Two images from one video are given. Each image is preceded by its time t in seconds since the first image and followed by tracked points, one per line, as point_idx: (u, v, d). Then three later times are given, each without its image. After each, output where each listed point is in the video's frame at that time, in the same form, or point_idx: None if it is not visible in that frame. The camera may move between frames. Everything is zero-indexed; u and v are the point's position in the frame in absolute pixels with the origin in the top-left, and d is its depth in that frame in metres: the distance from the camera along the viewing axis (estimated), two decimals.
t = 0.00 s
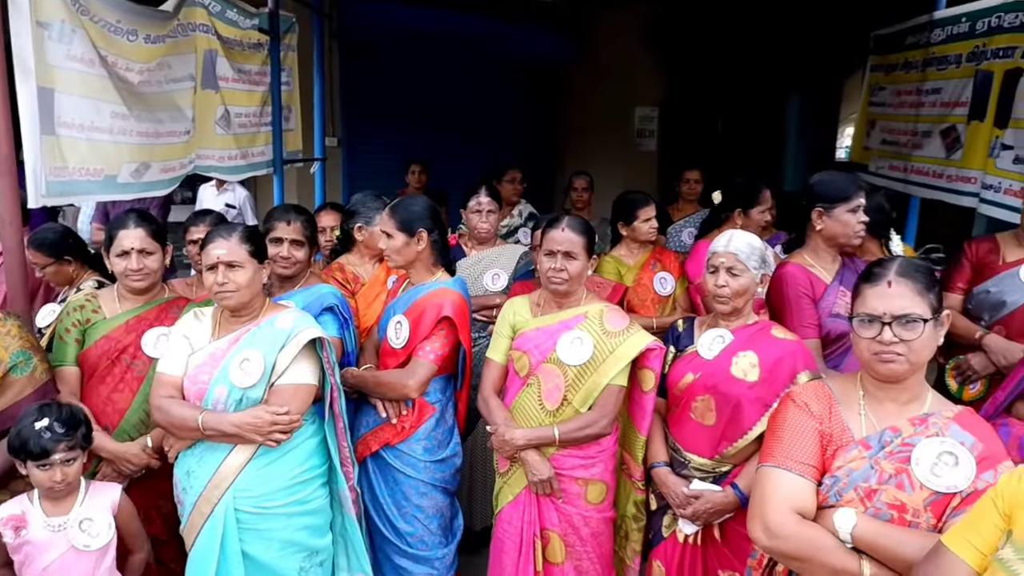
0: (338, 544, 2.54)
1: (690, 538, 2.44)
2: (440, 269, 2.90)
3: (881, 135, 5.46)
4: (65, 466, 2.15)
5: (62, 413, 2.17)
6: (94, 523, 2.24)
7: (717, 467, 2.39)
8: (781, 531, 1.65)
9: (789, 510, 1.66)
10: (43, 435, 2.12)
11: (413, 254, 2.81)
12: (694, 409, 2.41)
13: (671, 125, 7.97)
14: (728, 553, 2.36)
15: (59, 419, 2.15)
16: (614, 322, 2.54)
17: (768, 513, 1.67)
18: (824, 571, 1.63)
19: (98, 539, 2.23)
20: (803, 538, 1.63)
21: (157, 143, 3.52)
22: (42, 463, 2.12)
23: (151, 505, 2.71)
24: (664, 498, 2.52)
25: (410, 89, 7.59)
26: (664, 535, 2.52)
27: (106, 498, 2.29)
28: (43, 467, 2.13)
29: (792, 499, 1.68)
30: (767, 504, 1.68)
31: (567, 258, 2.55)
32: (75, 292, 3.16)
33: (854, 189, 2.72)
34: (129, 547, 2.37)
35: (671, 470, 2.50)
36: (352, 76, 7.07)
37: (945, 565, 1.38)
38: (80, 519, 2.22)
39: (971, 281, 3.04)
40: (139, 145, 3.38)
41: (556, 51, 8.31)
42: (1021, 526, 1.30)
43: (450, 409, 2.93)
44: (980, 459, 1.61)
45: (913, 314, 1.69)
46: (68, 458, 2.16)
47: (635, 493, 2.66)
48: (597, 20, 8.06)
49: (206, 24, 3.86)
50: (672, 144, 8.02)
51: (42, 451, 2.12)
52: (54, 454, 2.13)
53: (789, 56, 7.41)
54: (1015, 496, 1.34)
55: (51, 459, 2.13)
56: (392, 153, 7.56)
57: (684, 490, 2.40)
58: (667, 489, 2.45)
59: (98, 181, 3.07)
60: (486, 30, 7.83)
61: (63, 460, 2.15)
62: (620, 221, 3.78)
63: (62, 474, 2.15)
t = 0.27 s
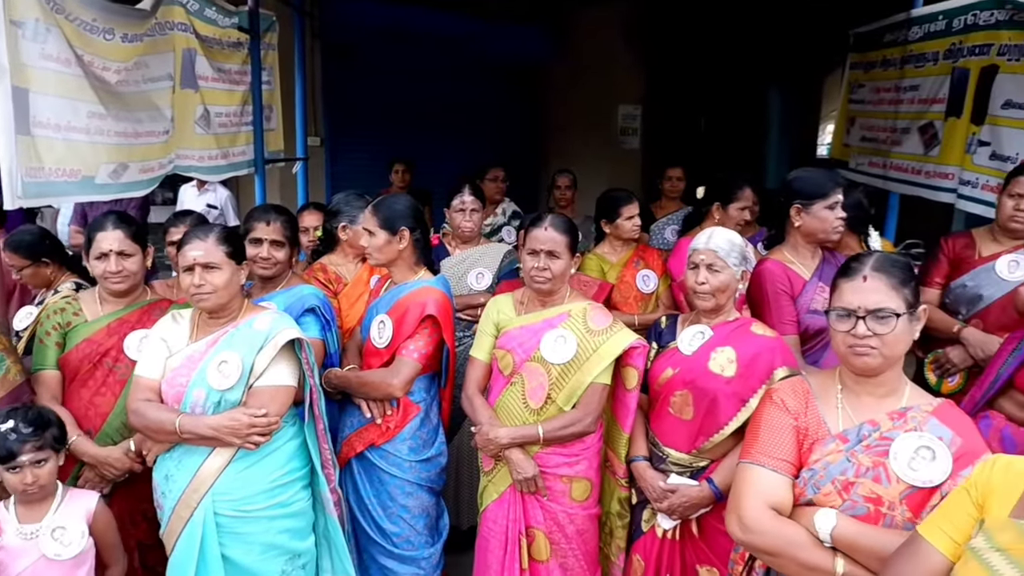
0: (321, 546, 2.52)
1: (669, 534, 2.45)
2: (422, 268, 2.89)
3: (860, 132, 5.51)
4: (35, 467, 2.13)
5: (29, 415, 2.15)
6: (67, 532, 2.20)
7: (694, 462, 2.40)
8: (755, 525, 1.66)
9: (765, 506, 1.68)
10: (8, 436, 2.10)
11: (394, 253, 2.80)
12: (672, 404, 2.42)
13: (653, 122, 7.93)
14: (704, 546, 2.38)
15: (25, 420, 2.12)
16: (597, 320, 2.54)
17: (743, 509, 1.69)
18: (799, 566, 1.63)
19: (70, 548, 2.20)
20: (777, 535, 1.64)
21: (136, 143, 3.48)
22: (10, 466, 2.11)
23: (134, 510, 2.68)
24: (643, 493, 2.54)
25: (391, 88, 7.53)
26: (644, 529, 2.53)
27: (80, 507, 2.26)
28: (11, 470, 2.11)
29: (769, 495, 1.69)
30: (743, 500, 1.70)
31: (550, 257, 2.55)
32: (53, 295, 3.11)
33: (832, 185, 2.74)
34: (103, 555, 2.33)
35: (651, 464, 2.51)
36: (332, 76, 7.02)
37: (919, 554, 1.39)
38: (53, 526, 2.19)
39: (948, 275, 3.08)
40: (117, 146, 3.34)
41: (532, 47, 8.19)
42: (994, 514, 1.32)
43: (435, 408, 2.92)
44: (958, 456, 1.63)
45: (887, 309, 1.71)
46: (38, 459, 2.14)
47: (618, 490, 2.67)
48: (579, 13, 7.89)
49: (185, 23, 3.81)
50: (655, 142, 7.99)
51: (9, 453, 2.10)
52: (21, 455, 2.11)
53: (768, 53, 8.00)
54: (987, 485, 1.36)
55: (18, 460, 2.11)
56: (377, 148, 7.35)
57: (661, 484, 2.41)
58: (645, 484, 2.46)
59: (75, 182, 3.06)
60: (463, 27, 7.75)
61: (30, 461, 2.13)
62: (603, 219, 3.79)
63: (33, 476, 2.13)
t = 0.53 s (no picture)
0: (300, 548, 2.51)
1: (649, 529, 2.46)
2: (401, 267, 2.88)
3: (839, 130, 5.56)
4: None
5: None
6: (41, 538, 2.18)
7: (673, 459, 2.42)
8: (731, 518, 1.66)
9: (741, 500, 1.69)
10: None
11: (373, 251, 2.79)
12: (651, 401, 2.43)
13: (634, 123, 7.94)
14: (683, 540, 2.41)
15: None
16: (579, 319, 2.54)
17: (720, 502, 1.69)
18: (770, 559, 1.64)
19: (43, 555, 2.17)
20: (750, 527, 1.65)
21: (111, 141, 3.43)
22: None
23: (112, 512, 2.65)
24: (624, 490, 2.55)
25: (372, 86, 7.51)
26: (624, 526, 2.54)
27: (54, 512, 2.23)
28: None
29: (744, 489, 1.70)
30: (719, 494, 1.71)
31: (531, 256, 2.55)
32: (26, 296, 3.06)
33: (811, 182, 2.77)
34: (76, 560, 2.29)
35: (630, 461, 2.52)
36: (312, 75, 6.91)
37: (887, 545, 1.42)
38: (25, 533, 2.16)
39: (922, 271, 3.12)
40: (91, 144, 3.32)
41: (520, 45, 7.76)
42: (958, 506, 1.34)
43: (416, 406, 2.92)
44: (930, 451, 1.65)
45: (852, 304, 1.72)
46: None
47: (600, 487, 2.66)
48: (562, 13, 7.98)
49: (161, 20, 3.71)
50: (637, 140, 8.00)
51: None
52: None
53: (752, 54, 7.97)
54: (951, 477, 1.38)
55: None
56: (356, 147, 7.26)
57: (642, 481, 2.42)
58: (625, 481, 2.48)
59: (48, 181, 3.11)
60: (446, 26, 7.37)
61: None
62: (583, 216, 3.80)
63: None
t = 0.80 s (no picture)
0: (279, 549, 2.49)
1: (634, 526, 2.47)
2: (379, 265, 2.88)
3: (815, 128, 5.62)
4: None
5: None
6: (16, 544, 2.13)
7: (656, 456, 2.43)
8: (707, 513, 1.69)
9: (716, 495, 1.70)
10: None
11: (351, 250, 2.78)
12: (632, 399, 2.44)
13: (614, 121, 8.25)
14: (667, 535, 2.43)
15: None
16: (560, 317, 2.54)
17: (696, 497, 1.71)
18: (747, 554, 1.67)
19: (19, 561, 2.13)
20: (726, 522, 1.67)
21: (84, 139, 3.39)
22: None
23: (87, 516, 2.61)
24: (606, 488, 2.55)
25: (350, 83, 7.45)
26: (608, 525, 2.54)
27: (28, 517, 2.18)
28: None
29: (720, 484, 1.72)
30: (694, 489, 1.73)
31: (512, 255, 2.54)
32: None
33: (791, 179, 2.79)
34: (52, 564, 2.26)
35: (612, 460, 2.52)
36: (289, 71, 6.90)
37: (855, 538, 1.44)
38: None
39: (896, 267, 3.17)
40: (64, 143, 3.27)
41: (494, 42, 7.80)
42: (924, 498, 1.38)
43: (394, 405, 2.91)
44: (901, 444, 1.68)
45: (822, 298, 1.74)
46: None
47: (580, 485, 2.68)
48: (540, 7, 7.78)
49: (134, 16, 3.66)
50: (618, 136, 8.30)
51: None
52: None
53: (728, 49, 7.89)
54: (918, 470, 1.42)
55: None
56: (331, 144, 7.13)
57: (626, 479, 2.42)
58: (608, 480, 2.48)
59: (19, 180, 3.06)
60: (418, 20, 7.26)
61: None
62: (561, 213, 3.82)
63: None
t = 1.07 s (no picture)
0: (252, 553, 2.46)
1: (616, 523, 2.47)
2: (354, 264, 2.86)
3: (791, 125, 5.68)
4: None
5: None
6: None
7: (638, 452, 2.44)
8: (680, 512, 1.69)
9: (690, 493, 1.71)
10: None
11: (327, 249, 2.76)
12: (612, 397, 2.45)
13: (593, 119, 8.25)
14: (648, 531, 2.43)
15: None
16: (539, 314, 2.54)
17: (669, 496, 1.71)
18: (720, 551, 1.68)
19: None
20: (699, 520, 1.68)
21: (53, 138, 3.34)
22: None
23: (57, 520, 2.57)
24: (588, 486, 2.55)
25: (327, 81, 7.41)
26: (591, 522, 2.54)
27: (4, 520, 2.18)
28: None
29: (692, 482, 1.72)
30: (668, 488, 1.72)
31: (490, 253, 2.54)
32: None
33: (766, 176, 2.81)
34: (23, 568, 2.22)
35: (594, 458, 2.52)
36: (266, 69, 6.82)
37: (824, 532, 1.45)
38: None
39: (868, 262, 3.22)
40: (33, 141, 3.24)
41: (474, 42, 7.72)
42: (891, 490, 1.40)
43: (371, 404, 2.90)
44: (869, 435, 1.71)
45: (790, 291, 1.76)
46: None
47: (558, 483, 2.69)
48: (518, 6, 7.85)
49: (105, 13, 3.60)
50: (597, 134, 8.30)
51: None
52: None
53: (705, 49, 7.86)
54: (884, 462, 1.44)
55: None
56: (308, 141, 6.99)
57: (609, 477, 2.43)
58: (590, 478, 2.48)
59: None
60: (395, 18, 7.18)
61: None
62: (537, 210, 3.83)
63: None
